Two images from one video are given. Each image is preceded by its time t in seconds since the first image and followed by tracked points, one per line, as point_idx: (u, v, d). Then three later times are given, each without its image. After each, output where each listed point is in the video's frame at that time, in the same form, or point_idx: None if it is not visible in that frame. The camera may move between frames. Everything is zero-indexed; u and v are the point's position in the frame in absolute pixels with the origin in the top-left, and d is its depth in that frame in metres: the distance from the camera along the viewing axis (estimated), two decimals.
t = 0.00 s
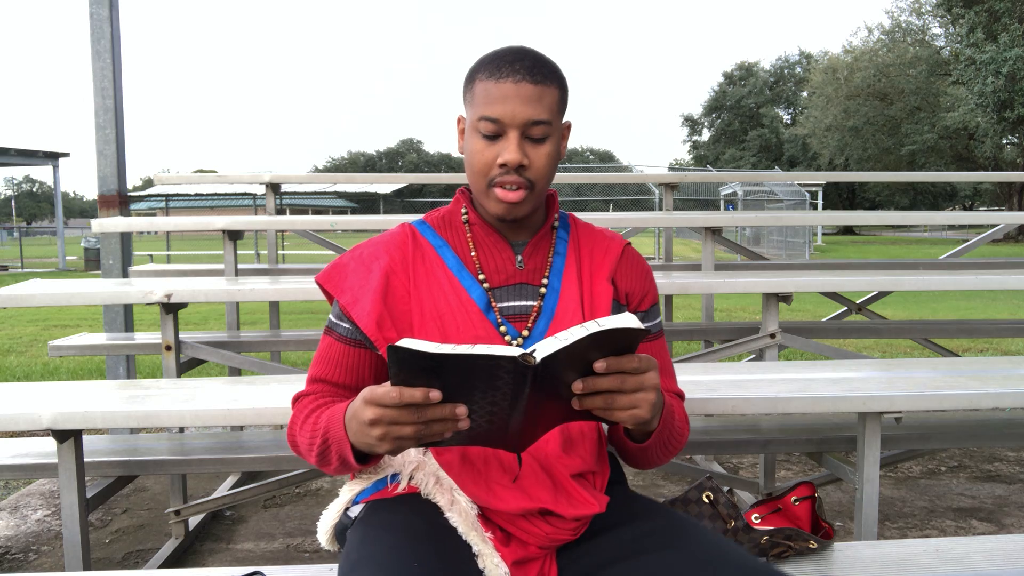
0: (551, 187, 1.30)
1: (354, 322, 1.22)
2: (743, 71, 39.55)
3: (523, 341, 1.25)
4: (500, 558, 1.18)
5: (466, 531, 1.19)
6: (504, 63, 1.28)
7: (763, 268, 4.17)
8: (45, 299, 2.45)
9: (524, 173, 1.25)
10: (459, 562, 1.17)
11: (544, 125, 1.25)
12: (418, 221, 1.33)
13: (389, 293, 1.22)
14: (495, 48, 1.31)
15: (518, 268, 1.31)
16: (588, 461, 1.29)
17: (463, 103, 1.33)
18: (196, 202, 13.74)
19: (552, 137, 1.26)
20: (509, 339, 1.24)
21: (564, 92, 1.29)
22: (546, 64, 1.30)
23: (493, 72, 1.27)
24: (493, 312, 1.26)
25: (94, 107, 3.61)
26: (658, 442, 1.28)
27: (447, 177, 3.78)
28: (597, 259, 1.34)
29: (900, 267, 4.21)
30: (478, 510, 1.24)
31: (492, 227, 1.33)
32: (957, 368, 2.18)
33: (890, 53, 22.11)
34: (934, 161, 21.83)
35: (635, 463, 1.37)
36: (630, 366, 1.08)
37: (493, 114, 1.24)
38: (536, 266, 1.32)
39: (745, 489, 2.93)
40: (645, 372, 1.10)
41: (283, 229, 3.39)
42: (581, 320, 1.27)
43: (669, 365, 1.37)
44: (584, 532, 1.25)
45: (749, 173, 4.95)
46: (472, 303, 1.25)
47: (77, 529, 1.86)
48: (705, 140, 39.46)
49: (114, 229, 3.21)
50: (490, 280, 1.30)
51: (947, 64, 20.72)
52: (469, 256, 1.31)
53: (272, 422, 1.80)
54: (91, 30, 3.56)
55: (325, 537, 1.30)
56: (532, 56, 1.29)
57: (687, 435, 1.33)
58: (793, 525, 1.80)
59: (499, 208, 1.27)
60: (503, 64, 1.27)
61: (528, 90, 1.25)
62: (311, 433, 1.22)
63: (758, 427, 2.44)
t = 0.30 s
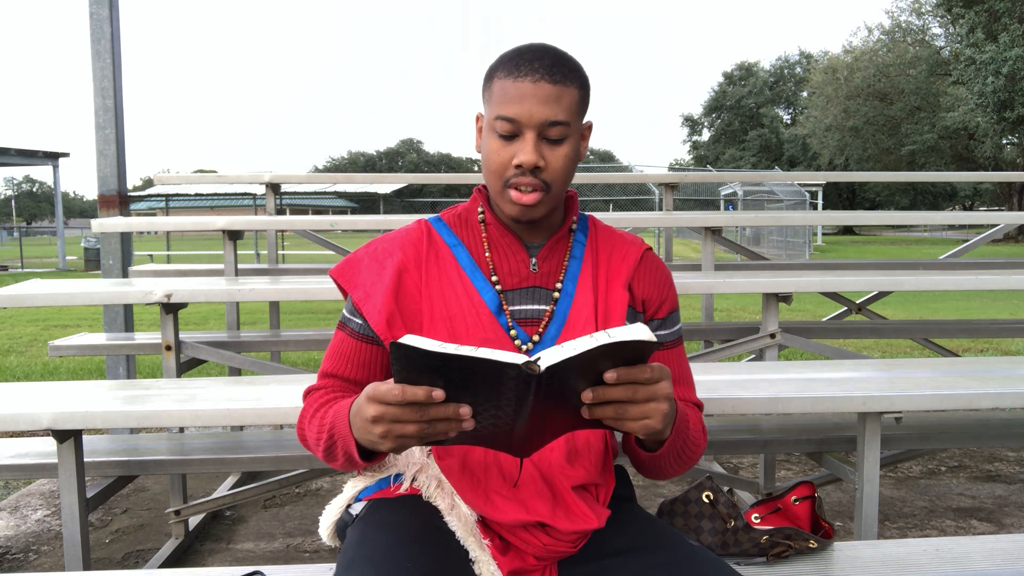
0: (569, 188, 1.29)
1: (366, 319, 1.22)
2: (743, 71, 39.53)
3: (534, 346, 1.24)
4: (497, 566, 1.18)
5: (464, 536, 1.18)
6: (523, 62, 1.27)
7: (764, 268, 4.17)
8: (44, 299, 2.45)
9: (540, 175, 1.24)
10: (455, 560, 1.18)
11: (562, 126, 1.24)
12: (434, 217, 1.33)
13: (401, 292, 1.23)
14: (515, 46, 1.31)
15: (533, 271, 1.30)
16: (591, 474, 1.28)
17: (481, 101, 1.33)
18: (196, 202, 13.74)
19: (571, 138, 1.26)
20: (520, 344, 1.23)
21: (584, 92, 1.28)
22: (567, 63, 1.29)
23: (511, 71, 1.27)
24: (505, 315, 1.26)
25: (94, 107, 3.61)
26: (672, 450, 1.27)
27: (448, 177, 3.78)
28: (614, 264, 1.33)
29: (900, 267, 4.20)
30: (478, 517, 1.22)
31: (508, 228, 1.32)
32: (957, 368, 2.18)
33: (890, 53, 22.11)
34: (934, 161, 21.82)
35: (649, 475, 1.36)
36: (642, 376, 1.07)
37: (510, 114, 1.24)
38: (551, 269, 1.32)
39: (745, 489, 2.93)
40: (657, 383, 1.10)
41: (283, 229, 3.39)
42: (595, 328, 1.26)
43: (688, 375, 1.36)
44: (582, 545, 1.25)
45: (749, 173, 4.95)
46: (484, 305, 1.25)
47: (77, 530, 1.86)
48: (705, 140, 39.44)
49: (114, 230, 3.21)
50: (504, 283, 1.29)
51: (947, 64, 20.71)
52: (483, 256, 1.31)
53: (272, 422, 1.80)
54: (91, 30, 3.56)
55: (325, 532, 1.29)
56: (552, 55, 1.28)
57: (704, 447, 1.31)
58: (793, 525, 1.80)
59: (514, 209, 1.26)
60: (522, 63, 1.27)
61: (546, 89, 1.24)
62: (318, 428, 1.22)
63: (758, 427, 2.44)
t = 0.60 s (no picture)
0: (570, 190, 1.29)
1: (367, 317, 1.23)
2: (743, 71, 39.51)
3: (533, 347, 1.24)
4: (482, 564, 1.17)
5: (449, 535, 1.18)
6: (525, 62, 1.27)
7: (764, 268, 4.17)
8: (44, 299, 2.45)
9: (539, 177, 1.24)
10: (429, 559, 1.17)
11: (562, 127, 1.23)
12: (439, 216, 1.34)
13: (401, 291, 1.24)
14: (518, 45, 1.30)
15: (533, 272, 1.30)
16: (583, 479, 1.26)
17: (483, 100, 1.33)
18: (196, 202, 13.75)
19: (571, 139, 1.25)
20: (518, 345, 1.23)
21: (587, 93, 1.28)
22: (570, 64, 1.28)
23: (512, 71, 1.26)
24: (504, 316, 1.26)
25: (94, 107, 3.61)
26: (668, 455, 1.26)
27: (448, 177, 3.78)
28: (618, 267, 1.32)
29: (900, 267, 4.21)
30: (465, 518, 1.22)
31: (509, 228, 1.32)
32: (957, 368, 2.18)
33: (890, 53, 22.11)
34: (935, 161, 21.81)
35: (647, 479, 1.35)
36: (633, 386, 1.07)
37: (510, 115, 1.23)
38: (552, 270, 1.31)
39: (745, 489, 2.93)
40: (648, 391, 1.09)
41: (282, 229, 3.39)
42: (594, 330, 1.25)
43: (692, 379, 1.35)
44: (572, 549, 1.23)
45: (749, 173, 4.96)
46: (483, 306, 1.25)
47: (77, 529, 1.86)
48: (705, 140, 39.42)
49: (114, 230, 3.21)
50: (504, 283, 1.29)
51: (947, 63, 20.71)
52: (485, 257, 1.31)
53: (272, 422, 1.80)
54: (91, 30, 3.56)
55: (321, 524, 1.32)
56: (554, 55, 1.28)
57: (703, 450, 1.31)
58: (793, 525, 1.80)
59: (513, 210, 1.26)
60: (523, 63, 1.26)
61: (547, 91, 1.23)
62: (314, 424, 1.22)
63: (758, 427, 2.44)
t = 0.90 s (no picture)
0: (549, 174, 1.28)
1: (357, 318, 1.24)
2: (743, 71, 39.50)
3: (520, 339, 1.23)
4: (469, 563, 1.17)
5: (433, 536, 1.18)
6: (490, 56, 1.29)
7: (764, 268, 4.17)
8: (44, 299, 2.45)
9: (515, 161, 1.23)
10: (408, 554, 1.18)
11: (532, 110, 1.24)
12: (426, 219, 1.34)
13: (389, 290, 1.25)
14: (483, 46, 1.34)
15: (517, 264, 1.30)
16: (571, 464, 1.25)
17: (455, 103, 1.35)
18: (197, 202, 13.76)
19: (543, 122, 1.25)
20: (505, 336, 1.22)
21: (554, 78, 1.29)
22: (535, 53, 1.30)
23: (478, 66, 1.29)
24: (490, 308, 1.25)
25: (94, 107, 3.61)
26: (662, 439, 1.24)
27: (447, 176, 3.78)
28: (603, 256, 1.31)
29: (901, 267, 4.21)
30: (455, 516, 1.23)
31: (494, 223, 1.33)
32: (957, 368, 2.17)
33: (890, 53, 22.11)
34: (934, 161, 21.81)
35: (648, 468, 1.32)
36: (615, 365, 1.04)
37: (480, 104, 1.25)
38: (536, 262, 1.30)
39: (745, 489, 2.93)
40: (631, 371, 1.06)
41: (282, 229, 3.39)
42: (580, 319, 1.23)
43: (687, 363, 1.33)
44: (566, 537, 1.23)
45: (749, 173, 4.96)
46: (470, 300, 1.24)
47: (77, 529, 1.86)
48: (705, 141, 39.41)
49: (114, 230, 3.21)
50: (489, 277, 1.29)
51: (947, 64, 20.70)
52: (470, 253, 1.31)
53: (272, 422, 1.80)
54: (91, 30, 3.56)
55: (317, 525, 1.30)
56: (519, 46, 1.30)
57: (700, 433, 1.28)
58: (793, 525, 1.80)
59: (494, 196, 1.25)
60: (488, 57, 1.29)
61: (513, 77, 1.25)
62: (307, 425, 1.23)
63: (757, 427, 2.44)
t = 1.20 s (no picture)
0: (527, 167, 1.29)
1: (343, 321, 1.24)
2: (743, 71, 39.50)
3: (502, 334, 1.22)
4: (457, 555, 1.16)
5: (421, 531, 1.16)
6: (457, 57, 1.31)
7: (764, 268, 4.17)
8: (44, 299, 2.45)
9: (497, 152, 1.24)
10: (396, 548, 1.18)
11: (507, 102, 1.25)
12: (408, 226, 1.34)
13: (374, 293, 1.24)
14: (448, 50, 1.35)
15: (497, 262, 1.30)
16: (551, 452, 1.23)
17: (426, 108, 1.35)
18: (197, 202, 13.77)
19: (517, 114, 1.27)
20: (487, 332, 1.22)
21: (522, 73, 1.31)
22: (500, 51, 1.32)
23: (447, 67, 1.30)
24: (471, 306, 1.24)
25: (94, 107, 3.61)
26: (655, 462, 1.18)
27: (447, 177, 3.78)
28: (579, 250, 1.31)
29: (901, 267, 4.21)
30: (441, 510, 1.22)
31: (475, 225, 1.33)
32: (957, 368, 2.17)
33: (890, 53, 22.13)
34: (935, 161, 21.82)
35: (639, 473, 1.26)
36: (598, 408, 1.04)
37: (456, 101, 1.25)
38: (515, 258, 1.30)
39: (745, 489, 2.93)
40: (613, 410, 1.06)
41: (283, 229, 3.39)
42: (558, 311, 1.23)
43: (670, 355, 1.30)
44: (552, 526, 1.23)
45: (749, 173, 4.96)
46: (451, 298, 1.24)
47: (77, 529, 1.87)
48: (705, 141, 39.41)
49: (114, 230, 3.21)
50: (469, 276, 1.29)
51: (947, 64, 20.71)
52: (451, 254, 1.31)
53: (272, 423, 1.80)
54: (91, 30, 3.56)
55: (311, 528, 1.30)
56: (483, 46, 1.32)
57: (691, 430, 1.23)
58: (793, 525, 1.80)
59: (479, 190, 1.26)
60: (456, 58, 1.30)
61: (484, 72, 1.26)
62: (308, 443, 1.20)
63: (757, 426, 2.44)
